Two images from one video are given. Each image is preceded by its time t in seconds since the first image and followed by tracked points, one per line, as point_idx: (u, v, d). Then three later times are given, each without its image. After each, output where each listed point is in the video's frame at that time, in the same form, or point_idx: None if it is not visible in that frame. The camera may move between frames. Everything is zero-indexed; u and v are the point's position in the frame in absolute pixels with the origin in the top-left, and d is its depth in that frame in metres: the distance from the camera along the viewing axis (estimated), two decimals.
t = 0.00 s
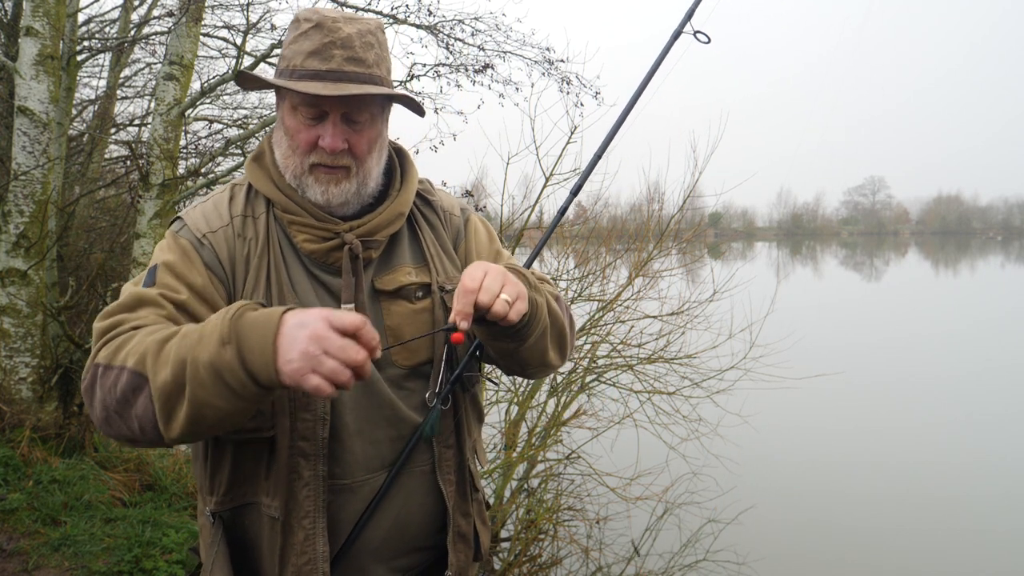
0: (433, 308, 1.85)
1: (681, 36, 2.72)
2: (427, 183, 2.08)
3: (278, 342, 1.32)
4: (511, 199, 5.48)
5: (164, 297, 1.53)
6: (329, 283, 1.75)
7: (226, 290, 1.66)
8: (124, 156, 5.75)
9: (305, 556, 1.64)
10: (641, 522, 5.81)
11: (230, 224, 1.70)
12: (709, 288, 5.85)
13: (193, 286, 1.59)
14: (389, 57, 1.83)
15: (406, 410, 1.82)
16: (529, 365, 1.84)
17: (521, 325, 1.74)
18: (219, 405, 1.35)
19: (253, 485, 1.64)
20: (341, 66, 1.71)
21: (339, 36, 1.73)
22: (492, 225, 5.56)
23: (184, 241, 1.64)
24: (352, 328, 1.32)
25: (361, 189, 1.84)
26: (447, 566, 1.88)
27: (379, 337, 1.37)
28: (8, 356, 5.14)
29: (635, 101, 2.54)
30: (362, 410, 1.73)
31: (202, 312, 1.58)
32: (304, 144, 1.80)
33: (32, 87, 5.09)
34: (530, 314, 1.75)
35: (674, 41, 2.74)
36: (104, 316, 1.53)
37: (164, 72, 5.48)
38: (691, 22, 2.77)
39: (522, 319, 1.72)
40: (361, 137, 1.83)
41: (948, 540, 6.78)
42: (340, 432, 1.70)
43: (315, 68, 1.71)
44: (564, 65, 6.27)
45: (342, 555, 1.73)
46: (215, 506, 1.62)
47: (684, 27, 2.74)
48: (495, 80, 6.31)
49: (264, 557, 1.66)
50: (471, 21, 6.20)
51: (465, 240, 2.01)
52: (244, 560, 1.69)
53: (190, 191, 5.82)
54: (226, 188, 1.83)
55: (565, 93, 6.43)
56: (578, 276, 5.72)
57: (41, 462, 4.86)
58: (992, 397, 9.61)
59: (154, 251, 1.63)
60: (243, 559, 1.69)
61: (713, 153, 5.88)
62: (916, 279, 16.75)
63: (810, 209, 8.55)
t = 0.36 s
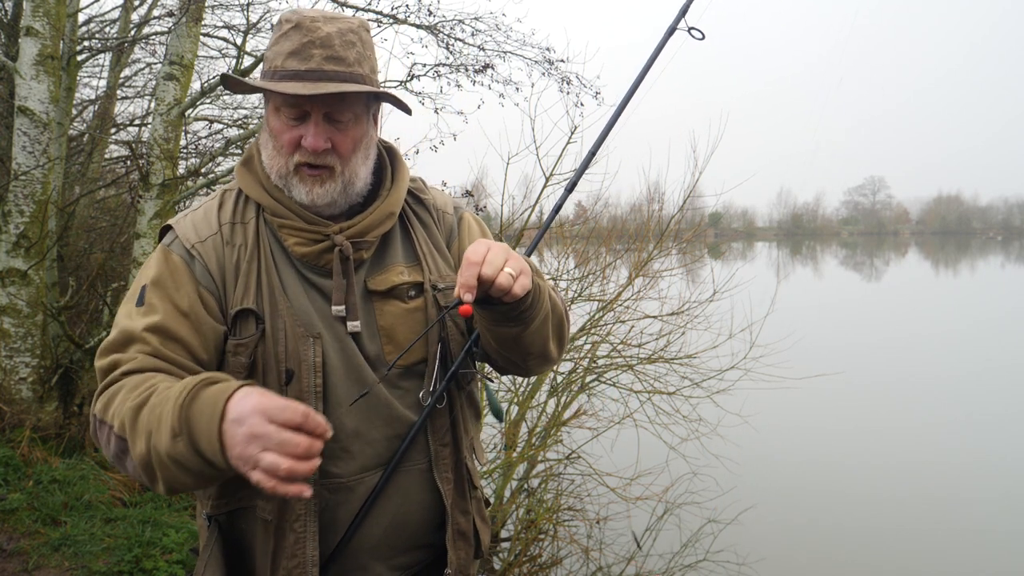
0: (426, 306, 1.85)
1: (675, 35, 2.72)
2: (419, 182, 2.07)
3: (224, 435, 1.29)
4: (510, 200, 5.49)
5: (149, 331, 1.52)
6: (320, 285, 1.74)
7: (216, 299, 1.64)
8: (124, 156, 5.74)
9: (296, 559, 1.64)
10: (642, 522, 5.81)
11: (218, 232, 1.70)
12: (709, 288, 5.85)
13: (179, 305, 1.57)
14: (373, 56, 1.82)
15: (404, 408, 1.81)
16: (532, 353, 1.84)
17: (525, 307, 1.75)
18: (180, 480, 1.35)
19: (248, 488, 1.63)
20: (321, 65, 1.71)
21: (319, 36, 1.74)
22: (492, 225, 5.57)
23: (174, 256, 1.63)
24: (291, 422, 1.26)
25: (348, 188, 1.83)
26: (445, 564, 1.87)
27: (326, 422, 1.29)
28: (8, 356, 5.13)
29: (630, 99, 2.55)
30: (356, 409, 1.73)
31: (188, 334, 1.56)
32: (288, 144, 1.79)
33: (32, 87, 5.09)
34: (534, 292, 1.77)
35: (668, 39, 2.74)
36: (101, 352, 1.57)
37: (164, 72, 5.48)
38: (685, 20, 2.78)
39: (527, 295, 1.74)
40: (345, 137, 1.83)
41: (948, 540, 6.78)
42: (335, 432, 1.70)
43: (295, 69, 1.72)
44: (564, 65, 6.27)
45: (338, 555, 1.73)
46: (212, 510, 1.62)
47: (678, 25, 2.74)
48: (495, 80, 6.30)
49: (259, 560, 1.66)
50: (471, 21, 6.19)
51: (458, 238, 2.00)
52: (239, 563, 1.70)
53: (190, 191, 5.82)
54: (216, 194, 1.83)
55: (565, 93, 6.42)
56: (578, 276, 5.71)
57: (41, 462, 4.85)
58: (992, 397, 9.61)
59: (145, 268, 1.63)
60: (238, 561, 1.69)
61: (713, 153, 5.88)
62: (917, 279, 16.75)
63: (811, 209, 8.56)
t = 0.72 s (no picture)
0: (422, 305, 1.85)
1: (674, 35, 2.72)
2: (416, 181, 2.07)
3: (143, 462, 1.32)
4: (510, 199, 5.48)
5: (129, 330, 1.52)
6: (317, 284, 1.74)
7: (207, 300, 1.64)
8: (124, 156, 5.74)
9: (293, 557, 1.64)
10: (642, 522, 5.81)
11: (213, 232, 1.70)
12: (710, 288, 5.84)
13: (166, 305, 1.57)
14: (371, 55, 1.83)
15: (402, 406, 1.81)
16: (531, 352, 1.84)
17: (528, 305, 1.75)
18: (117, 496, 1.41)
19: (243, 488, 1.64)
20: (319, 64, 1.71)
21: (317, 35, 1.74)
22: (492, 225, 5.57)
23: (166, 255, 1.63)
24: (206, 462, 1.28)
25: (346, 186, 1.83)
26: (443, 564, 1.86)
27: (245, 463, 1.31)
28: (8, 356, 5.13)
29: (629, 99, 2.55)
30: (354, 408, 1.73)
31: (171, 335, 1.55)
32: (286, 142, 1.79)
33: (32, 87, 5.09)
34: (538, 289, 1.77)
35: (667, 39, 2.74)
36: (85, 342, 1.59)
37: (164, 71, 5.48)
38: (683, 20, 2.78)
39: (531, 293, 1.74)
40: (343, 135, 1.82)
41: (948, 540, 6.78)
42: (333, 430, 1.70)
43: (293, 68, 1.71)
44: (564, 65, 6.25)
45: (336, 554, 1.73)
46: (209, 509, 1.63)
47: (677, 25, 2.74)
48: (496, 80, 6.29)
49: (255, 560, 1.66)
50: (471, 21, 6.18)
51: (455, 237, 1.99)
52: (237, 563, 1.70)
53: (190, 191, 5.82)
54: (212, 193, 1.83)
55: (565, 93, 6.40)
56: (578, 276, 5.71)
57: (41, 463, 4.84)
58: (992, 398, 9.61)
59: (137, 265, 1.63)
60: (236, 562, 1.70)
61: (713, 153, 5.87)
62: (917, 279, 16.75)
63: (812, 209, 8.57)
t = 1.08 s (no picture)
0: (420, 303, 1.84)
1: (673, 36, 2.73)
2: (414, 182, 2.08)
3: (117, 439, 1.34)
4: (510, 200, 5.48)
5: (115, 325, 1.51)
6: (314, 283, 1.74)
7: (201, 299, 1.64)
8: (124, 156, 5.74)
9: (292, 554, 1.64)
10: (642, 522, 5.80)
11: (209, 231, 1.70)
12: (710, 288, 5.84)
13: (157, 302, 1.57)
14: (366, 57, 1.82)
15: (400, 405, 1.81)
16: (534, 351, 1.85)
17: (536, 305, 1.77)
18: (97, 481, 1.43)
19: (241, 487, 1.64)
20: (311, 61, 1.71)
21: (310, 33, 1.74)
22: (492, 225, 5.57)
23: (161, 253, 1.63)
24: (171, 431, 1.28)
25: (337, 185, 1.83)
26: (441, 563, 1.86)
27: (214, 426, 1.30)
28: (8, 356, 5.14)
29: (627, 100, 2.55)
30: (351, 406, 1.73)
31: (160, 332, 1.55)
32: (277, 140, 1.79)
33: (32, 87, 5.09)
34: (546, 289, 1.79)
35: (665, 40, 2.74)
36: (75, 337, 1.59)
37: (164, 72, 5.47)
38: (681, 21, 2.78)
39: (541, 293, 1.76)
40: (334, 132, 1.82)
41: (948, 541, 6.78)
42: (332, 429, 1.71)
43: (285, 64, 1.72)
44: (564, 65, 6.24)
45: (335, 553, 1.73)
46: (208, 508, 1.63)
47: (675, 26, 2.74)
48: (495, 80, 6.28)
49: (254, 558, 1.66)
50: (471, 21, 6.16)
51: (453, 236, 1.99)
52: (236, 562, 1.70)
53: (190, 191, 5.82)
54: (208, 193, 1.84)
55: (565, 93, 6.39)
56: (578, 276, 5.71)
57: (41, 463, 4.83)
58: (992, 398, 9.60)
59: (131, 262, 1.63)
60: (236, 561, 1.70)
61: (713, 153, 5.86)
62: (917, 279, 16.76)
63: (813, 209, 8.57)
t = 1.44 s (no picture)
0: (420, 303, 1.84)
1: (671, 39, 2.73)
2: (415, 183, 2.07)
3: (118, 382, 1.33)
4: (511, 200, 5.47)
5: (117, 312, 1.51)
6: (314, 280, 1.74)
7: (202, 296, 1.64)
8: (124, 156, 5.73)
9: (293, 550, 1.64)
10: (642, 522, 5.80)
11: (211, 227, 1.70)
12: (709, 288, 5.84)
13: (158, 295, 1.57)
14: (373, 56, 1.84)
15: (399, 403, 1.81)
16: (540, 349, 1.85)
17: (548, 302, 1.77)
18: (99, 436, 1.41)
19: (241, 483, 1.64)
20: (324, 58, 1.71)
21: (321, 32, 1.75)
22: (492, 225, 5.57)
23: (162, 247, 1.63)
24: (163, 354, 1.25)
25: (347, 182, 1.83)
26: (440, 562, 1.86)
27: (203, 347, 1.27)
28: (8, 356, 5.14)
29: (626, 102, 2.55)
30: (351, 404, 1.73)
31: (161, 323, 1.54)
32: (288, 138, 1.79)
33: (32, 87, 5.09)
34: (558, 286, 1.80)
35: (664, 44, 2.75)
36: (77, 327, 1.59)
37: (164, 71, 5.47)
38: (680, 25, 2.79)
39: (554, 289, 1.77)
40: (345, 130, 1.83)
41: (948, 541, 6.78)
42: (332, 426, 1.71)
43: (297, 62, 1.72)
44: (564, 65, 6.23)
45: (333, 551, 1.73)
46: (207, 504, 1.63)
47: (674, 30, 2.75)
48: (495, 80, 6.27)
49: (255, 555, 1.66)
50: (471, 21, 6.15)
51: (454, 236, 1.99)
52: (236, 560, 1.70)
53: (190, 191, 5.81)
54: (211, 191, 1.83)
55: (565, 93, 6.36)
56: (578, 276, 5.71)
57: (41, 462, 4.80)
58: (992, 398, 9.60)
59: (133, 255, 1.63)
60: (235, 558, 1.70)
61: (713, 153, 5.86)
62: (917, 279, 16.76)
63: (813, 209, 8.57)
